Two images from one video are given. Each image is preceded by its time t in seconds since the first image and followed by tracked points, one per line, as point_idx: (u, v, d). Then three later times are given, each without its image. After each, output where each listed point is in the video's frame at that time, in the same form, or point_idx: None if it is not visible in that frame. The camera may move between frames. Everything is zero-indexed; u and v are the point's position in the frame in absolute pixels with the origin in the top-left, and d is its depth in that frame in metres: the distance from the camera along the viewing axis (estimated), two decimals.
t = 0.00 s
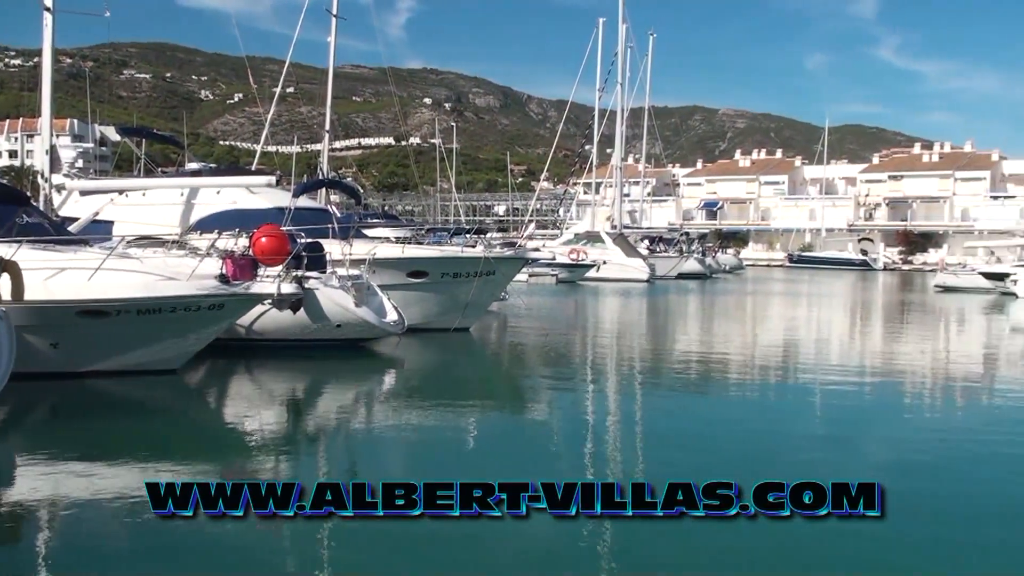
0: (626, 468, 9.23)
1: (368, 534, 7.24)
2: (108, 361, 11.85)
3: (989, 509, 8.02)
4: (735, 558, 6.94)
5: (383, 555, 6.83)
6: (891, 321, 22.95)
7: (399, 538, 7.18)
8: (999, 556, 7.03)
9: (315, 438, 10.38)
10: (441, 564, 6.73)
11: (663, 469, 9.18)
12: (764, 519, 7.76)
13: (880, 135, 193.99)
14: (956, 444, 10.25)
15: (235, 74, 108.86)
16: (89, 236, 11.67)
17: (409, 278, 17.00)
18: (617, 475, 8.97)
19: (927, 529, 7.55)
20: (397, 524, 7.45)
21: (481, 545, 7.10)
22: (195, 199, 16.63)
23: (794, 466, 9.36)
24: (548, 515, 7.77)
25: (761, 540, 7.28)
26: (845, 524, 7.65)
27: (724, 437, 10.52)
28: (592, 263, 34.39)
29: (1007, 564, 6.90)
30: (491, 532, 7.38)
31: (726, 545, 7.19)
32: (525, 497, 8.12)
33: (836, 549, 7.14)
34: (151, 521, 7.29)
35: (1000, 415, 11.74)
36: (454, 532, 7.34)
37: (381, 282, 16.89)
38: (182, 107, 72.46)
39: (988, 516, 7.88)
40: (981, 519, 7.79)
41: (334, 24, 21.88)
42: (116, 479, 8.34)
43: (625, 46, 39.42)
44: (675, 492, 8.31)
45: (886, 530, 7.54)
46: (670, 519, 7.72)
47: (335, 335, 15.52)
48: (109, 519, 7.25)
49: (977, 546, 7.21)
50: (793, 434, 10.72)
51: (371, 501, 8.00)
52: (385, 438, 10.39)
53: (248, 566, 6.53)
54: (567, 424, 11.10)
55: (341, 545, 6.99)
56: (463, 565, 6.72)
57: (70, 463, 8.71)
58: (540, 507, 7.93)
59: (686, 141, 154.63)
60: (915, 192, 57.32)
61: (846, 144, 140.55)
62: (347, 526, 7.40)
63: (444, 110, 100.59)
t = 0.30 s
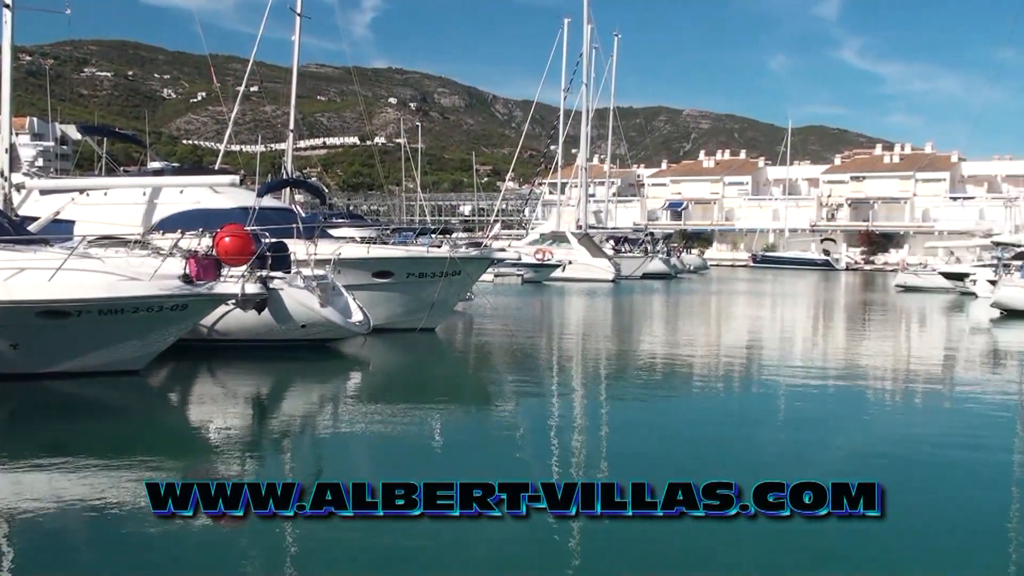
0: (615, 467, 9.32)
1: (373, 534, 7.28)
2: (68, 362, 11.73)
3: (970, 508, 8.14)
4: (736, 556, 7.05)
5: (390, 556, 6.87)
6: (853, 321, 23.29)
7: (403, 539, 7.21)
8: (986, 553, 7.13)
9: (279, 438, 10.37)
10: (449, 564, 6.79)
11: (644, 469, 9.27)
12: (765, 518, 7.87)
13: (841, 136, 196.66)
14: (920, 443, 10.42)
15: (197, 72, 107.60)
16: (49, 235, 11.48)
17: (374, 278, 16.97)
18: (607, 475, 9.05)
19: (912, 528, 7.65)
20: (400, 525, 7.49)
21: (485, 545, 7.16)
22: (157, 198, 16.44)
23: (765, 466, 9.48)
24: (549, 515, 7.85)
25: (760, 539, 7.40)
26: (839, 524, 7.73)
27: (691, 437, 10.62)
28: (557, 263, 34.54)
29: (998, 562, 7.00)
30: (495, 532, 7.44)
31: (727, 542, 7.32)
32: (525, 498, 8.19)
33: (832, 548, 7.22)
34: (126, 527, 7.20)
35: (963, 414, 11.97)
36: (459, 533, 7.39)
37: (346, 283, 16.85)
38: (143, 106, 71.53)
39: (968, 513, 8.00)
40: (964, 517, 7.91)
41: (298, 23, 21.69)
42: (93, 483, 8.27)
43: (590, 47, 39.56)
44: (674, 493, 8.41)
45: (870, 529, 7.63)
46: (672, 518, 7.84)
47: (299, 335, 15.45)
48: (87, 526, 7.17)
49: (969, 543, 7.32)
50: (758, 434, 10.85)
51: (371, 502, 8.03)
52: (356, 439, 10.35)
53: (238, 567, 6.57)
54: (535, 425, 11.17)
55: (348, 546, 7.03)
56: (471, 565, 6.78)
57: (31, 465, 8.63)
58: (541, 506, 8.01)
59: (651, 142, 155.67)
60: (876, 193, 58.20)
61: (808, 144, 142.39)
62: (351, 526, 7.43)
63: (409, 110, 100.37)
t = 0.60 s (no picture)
0: (608, 467, 9.35)
1: (380, 534, 7.29)
2: (49, 363, 11.65)
3: (959, 507, 8.22)
4: (742, 554, 7.11)
5: (398, 557, 6.87)
6: (835, 321, 23.46)
7: (409, 540, 7.22)
8: (966, 550, 7.24)
9: (263, 439, 10.35)
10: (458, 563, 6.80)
11: (635, 469, 9.29)
12: (766, 514, 7.95)
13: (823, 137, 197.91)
14: (901, 443, 10.51)
15: (178, 72, 107.05)
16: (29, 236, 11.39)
17: (357, 278, 16.96)
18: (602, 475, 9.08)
19: (898, 526, 7.71)
20: (389, 524, 7.52)
21: (493, 544, 7.18)
22: (138, 199, 16.34)
23: (749, 466, 9.52)
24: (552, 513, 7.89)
25: (764, 537, 7.45)
26: (834, 523, 7.78)
27: (670, 438, 10.66)
28: (540, 264, 34.57)
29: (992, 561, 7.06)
30: (500, 530, 7.46)
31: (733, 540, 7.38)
32: (529, 494, 8.24)
33: (832, 547, 7.27)
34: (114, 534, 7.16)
35: (943, 413, 12.07)
36: (466, 532, 7.41)
37: (329, 283, 16.83)
38: (124, 106, 70.97)
39: (955, 513, 8.07)
40: (950, 516, 7.99)
41: (280, 23, 21.59)
42: (83, 487, 8.22)
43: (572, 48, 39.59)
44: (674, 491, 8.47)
45: (861, 529, 7.67)
46: (677, 514, 7.91)
47: (282, 336, 15.40)
48: (76, 531, 7.13)
49: (966, 543, 7.39)
50: (738, 434, 10.90)
51: (376, 498, 8.08)
52: (341, 441, 10.30)
53: (224, 569, 6.58)
54: (516, 425, 11.18)
55: (355, 545, 7.03)
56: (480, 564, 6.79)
57: (13, 468, 8.57)
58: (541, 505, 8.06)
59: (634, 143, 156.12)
60: (858, 194, 58.61)
61: (790, 145, 143.25)
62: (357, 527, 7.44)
63: (391, 111, 100.15)
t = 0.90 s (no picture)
0: (584, 469, 9.37)
1: (362, 541, 7.31)
2: (18, 364, 11.55)
3: (928, 507, 8.35)
4: (720, 553, 7.20)
5: (382, 562, 6.91)
6: (807, 321, 23.69)
7: (387, 542, 7.28)
8: (929, 547, 7.40)
9: (235, 440, 10.34)
10: (441, 567, 6.85)
11: (609, 470, 9.35)
12: (741, 516, 8.04)
13: (795, 137, 199.63)
14: (869, 442, 10.66)
15: (148, 71, 106.00)
16: None
17: (329, 279, 16.92)
18: (577, 476, 9.12)
19: (864, 524, 7.87)
20: (361, 529, 7.55)
21: (476, 548, 7.22)
22: (109, 199, 16.21)
23: (721, 466, 9.61)
24: (532, 517, 7.93)
25: (738, 536, 7.55)
26: (807, 523, 7.89)
27: (642, 437, 10.72)
28: (514, 264, 34.63)
29: (964, 559, 7.20)
30: (482, 534, 7.50)
31: (709, 540, 7.47)
32: (502, 498, 8.32)
33: (805, 546, 7.38)
34: (88, 542, 7.15)
35: (911, 412, 12.27)
36: (448, 536, 7.43)
37: (301, 284, 16.78)
38: (94, 105, 70.19)
39: (924, 512, 8.21)
40: (915, 514, 8.15)
41: (252, 22, 21.44)
42: (56, 492, 8.18)
43: (545, 48, 39.63)
44: (648, 494, 8.57)
45: (834, 529, 7.78)
46: (653, 516, 8.00)
47: (254, 337, 15.34)
48: (52, 542, 7.09)
49: (938, 541, 7.53)
50: (707, 434, 10.97)
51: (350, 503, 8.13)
52: (315, 442, 10.26)
53: None
54: (489, 426, 11.20)
55: (339, 553, 7.05)
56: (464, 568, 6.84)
57: None
58: (519, 509, 8.12)
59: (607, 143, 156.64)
60: (829, 195, 59.23)
61: (762, 146, 144.35)
62: (337, 534, 7.45)
63: (364, 110, 99.78)
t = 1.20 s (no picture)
0: (550, 468, 9.44)
1: (330, 541, 7.32)
2: None
3: (887, 503, 8.55)
4: (686, 552, 7.32)
5: (350, 562, 6.93)
6: (772, 320, 23.98)
7: (353, 543, 7.30)
8: (889, 545, 7.57)
9: (200, 440, 10.29)
10: (410, 567, 6.88)
11: (576, 470, 9.42)
12: (705, 514, 8.18)
13: (761, 138, 201.38)
14: (831, 441, 10.83)
15: (113, 66, 104.55)
16: None
17: (296, 277, 16.86)
18: (543, 475, 9.19)
19: (825, 523, 8.02)
20: (326, 529, 7.57)
21: (445, 548, 7.26)
22: (72, 195, 16.04)
23: (685, 465, 9.73)
24: (497, 515, 8.00)
25: (703, 535, 7.67)
26: (771, 521, 8.03)
27: (607, 437, 10.81)
28: (482, 262, 34.65)
29: (922, 553, 7.38)
30: (450, 534, 7.54)
31: (675, 538, 7.59)
32: (467, 500, 8.37)
33: (767, 544, 7.52)
34: (49, 542, 7.11)
35: (872, 411, 12.49)
36: (416, 537, 7.47)
37: (267, 281, 16.71)
38: (56, 99, 69.09)
39: (884, 509, 8.39)
40: (874, 512, 8.32)
41: (219, 17, 21.26)
42: (17, 493, 8.11)
43: (514, 47, 39.64)
44: (613, 494, 8.67)
45: (796, 527, 7.92)
46: (617, 514, 8.11)
47: (220, 335, 15.23)
48: (12, 542, 7.04)
49: (896, 537, 7.71)
50: (675, 433, 11.09)
51: (315, 505, 8.15)
52: (281, 441, 10.26)
53: None
54: (455, 425, 11.23)
55: (307, 555, 7.06)
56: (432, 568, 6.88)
57: None
58: (486, 509, 8.17)
59: (576, 142, 157.03)
60: (794, 195, 59.91)
61: (728, 147, 145.69)
62: (304, 534, 7.45)
63: (332, 107, 99.15)
